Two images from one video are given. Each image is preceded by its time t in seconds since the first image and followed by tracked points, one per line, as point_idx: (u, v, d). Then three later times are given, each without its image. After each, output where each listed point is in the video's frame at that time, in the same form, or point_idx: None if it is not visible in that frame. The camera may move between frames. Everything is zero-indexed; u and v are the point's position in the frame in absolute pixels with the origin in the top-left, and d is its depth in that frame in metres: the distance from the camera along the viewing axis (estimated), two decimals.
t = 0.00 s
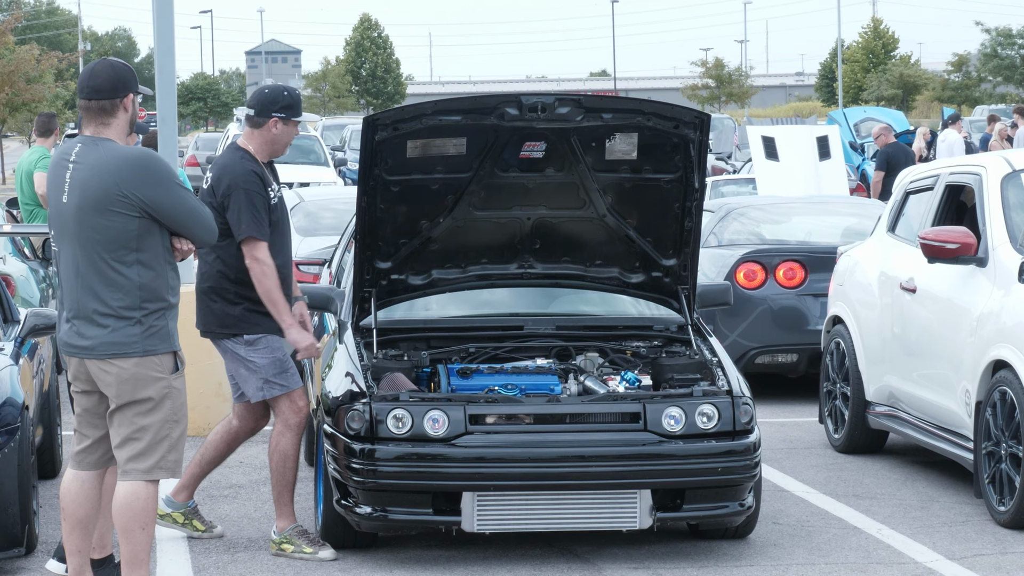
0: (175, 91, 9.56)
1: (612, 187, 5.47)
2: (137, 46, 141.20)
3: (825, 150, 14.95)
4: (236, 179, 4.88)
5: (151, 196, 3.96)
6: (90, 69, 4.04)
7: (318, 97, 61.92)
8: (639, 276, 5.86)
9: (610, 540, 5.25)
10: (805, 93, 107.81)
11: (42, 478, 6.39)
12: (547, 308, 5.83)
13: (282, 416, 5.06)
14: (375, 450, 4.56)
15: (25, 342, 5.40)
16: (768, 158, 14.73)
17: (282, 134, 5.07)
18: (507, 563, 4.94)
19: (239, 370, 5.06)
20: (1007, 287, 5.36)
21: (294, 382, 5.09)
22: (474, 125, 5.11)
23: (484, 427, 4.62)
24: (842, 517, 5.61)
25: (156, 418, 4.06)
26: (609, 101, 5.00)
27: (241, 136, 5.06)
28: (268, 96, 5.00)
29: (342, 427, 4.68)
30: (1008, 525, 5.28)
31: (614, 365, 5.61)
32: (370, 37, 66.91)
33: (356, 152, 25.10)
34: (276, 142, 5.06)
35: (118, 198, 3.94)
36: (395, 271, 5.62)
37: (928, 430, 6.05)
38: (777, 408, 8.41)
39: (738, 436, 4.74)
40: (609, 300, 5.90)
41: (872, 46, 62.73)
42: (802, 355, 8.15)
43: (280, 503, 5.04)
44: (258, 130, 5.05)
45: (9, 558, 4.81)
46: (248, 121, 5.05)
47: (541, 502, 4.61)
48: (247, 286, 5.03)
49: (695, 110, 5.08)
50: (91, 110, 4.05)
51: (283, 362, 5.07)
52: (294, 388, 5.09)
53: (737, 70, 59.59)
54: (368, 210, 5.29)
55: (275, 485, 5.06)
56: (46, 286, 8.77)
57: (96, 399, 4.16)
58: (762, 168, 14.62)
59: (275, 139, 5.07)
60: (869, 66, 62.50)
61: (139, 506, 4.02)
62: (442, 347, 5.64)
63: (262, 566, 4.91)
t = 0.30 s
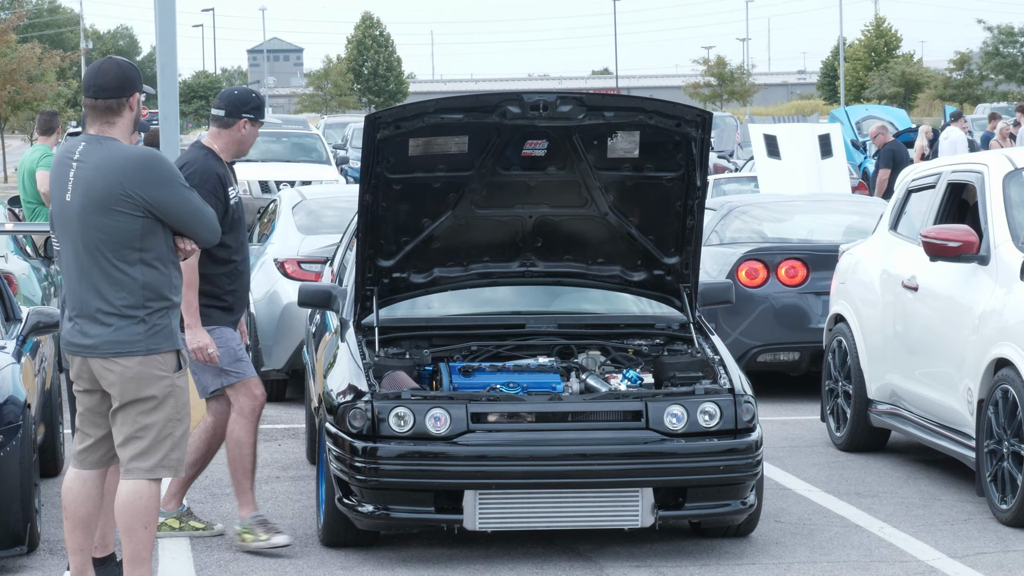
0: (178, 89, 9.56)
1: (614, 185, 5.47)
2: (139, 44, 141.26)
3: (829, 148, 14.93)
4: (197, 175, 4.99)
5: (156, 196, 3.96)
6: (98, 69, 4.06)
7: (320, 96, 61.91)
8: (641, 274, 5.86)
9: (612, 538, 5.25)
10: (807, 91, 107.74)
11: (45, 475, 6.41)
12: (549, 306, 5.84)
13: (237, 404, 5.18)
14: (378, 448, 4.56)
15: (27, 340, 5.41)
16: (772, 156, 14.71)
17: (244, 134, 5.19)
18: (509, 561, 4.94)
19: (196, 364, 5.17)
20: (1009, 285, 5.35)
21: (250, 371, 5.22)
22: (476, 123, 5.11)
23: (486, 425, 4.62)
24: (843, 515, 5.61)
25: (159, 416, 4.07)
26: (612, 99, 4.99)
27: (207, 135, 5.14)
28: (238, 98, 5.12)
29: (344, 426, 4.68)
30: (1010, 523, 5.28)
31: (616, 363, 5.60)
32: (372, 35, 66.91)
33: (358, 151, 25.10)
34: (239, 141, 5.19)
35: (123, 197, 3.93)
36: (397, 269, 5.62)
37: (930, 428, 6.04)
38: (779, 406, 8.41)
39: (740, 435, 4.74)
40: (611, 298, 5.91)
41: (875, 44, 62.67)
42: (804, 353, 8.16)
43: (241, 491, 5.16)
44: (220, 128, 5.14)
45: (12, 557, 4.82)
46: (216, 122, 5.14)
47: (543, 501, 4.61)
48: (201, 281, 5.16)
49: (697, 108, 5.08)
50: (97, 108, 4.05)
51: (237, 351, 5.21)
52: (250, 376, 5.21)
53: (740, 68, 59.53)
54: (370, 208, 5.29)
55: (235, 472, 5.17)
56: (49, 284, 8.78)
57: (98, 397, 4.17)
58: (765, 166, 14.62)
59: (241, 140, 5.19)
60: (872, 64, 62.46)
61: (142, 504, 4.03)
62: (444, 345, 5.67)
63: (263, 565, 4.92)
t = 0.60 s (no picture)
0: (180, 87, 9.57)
1: (615, 183, 5.46)
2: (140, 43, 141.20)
3: (831, 146, 14.92)
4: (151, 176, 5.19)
5: (163, 193, 3.98)
6: (106, 67, 4.07)
7: (322, 94, 61.90)
8: (643, 272, 5.86)
9: (614, 537, 5.25)
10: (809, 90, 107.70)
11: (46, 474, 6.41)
12: (551, 304, 5.84)
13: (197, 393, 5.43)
14: (380, 446, 4.57)
15: (29, 338, 5.41)
16: (773, 155, 14.71)
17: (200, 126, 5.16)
18: (511, 559, 4.95)
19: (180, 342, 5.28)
20: (1011, 283, 5.35)
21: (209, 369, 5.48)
22: (478, 121, 5.10)
23: (487, 423, 4.63)
24: (845, 513, 5.61)
25: (165, 415, 4.06)
26: (613, 98, 4.99)
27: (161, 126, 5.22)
28: (187, 91, 5.03)
29: (346, 424, 4.69)
30: (1012, 521, 5.29)
31: (618, 361, 5.60)
32: (374, 34, 66.91)
33: (360, 149, 25.11)
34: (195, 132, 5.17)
35: (131, 195, 3.96)
36: (398, 267, 5.63)
37: (932, 426, 6.04)
38: (781, 405, 8.41)
39: (742, 433, 4.74)
40: (612, 296, 5.92)
41: (877, 42, 62.64)
42: (806, 351, 8.16)
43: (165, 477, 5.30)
44: (177, 121, 5.17)
45: (14, 555, 4.83)
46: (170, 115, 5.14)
47: (545, 500, 4.60)
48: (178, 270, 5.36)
49: (699, 106, 5.07)
50: (107, 107, 4.08)
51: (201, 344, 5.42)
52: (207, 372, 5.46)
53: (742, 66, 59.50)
54: (372, 207, 5.29)
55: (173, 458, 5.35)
56: (51, 283, 8.78)
57: (102, 396, 4.16)
58: (766, 165, 14.62)
59: (195, 129, 5.19)
60: (873, 62, 62.43)
61: (146, 504, 4.02)
62: (446, 343, 5.68)
63: (265, 563, 4.92)
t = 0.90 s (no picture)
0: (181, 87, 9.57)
1: (617, 182, 5.46)
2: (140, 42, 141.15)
3: (831, 145, 14.90)
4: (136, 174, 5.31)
5: (176, 190, 3.99)
6: (118, 67, 4.10)
7: (323, 93, 61.90)
8: (644, 271, 5.85)
9: (615, 536, 5.25)
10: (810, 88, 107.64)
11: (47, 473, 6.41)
12: (552, 303, 5.84)
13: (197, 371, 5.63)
14: (381, 445, 4.56)
15: (30, 337, 5.41)
16: (773, 153, 14.70)
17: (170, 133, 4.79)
18: (512, 558, 4.94)
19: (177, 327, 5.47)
20: (1012, 282, 5.35)
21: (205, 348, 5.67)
22: (478, 120, 5.10)
23: (488, 422, 4.62)
24: (847, 512, 5.60)
25: (174, 416, 4.02)
26: (614, 96, 4.98)
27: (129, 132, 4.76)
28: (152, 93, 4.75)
29: (347, 423, 4.69)
30: (1013, 520, 5.29)
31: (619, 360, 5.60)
32: (375, 33, 66.88)
33: (362, 148, 25.10)
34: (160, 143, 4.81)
35: (144, 192, 3.96)
36: (398, 266, 5.62)
37: (933, 425, 6.04)
38: (782, 403, 8.41)
39: (743, 431, 4.74)
40: (613, 295, 5.93)
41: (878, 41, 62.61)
42: (807, 350, 8.15)
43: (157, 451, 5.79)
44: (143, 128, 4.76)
45: (15, 555, 4.82)
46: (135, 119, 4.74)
47: (545, 499, 4.60)
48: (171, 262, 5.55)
49: (700, 105, 5.07)
50: (120, 106, 4.11)
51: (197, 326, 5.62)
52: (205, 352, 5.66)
53: (742, 64, 59.45)
54: (373, 205, 5.29)
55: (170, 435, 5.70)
56: (51, 282, 8.77)
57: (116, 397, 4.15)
58: (767, 163, 14.60)
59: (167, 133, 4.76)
60: (875, 61, 62.42)
61: (153, 505, 4.00)
62: (446, 342, 5.67)
63: (266, 562, 4.92)
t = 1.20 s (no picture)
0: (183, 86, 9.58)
1: (618, 180, 5.46)
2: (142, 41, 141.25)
3: (833, 143, 14.88)
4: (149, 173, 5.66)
5: (192, 187, 4.00)
6: (133, 65, 4.12)
7: (324, 91, 61.89)
8: (645, 270, 5.85)
9: (617, 534, 5.25)
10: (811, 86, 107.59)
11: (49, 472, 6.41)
12: (553, 302, 5.85)
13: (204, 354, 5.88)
14: (383, 444, 4.56)
15: (32, 336, 5.42)
16: (775, 152, 14.69)
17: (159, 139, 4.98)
18: (513, 556, 4.94)
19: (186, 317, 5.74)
20: (1014, 280, 5.34)
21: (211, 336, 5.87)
22: (479, 119, 5.09)
23: (490, 421, 4.62)
24: (848, 511, 5.60)
25: (181, 416, 4.03)
26: (615, 95, 4.98)
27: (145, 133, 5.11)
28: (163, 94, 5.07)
29: (348, 421, 4.69)
30: (1015, 518, 5.28)
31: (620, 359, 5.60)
32: (376, 31, 66.85)
33: (364, 147, 25.10)
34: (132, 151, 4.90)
35: (159, 188, 3.97)
36: (400, 265, 5.62)
37: (935, 423, 6.03)
38: (783, 402, 8.41)
39: (745, 430, 4.74)
40: (615, 294, 5.93)
41: (879, 39, 62.56)
42: (809, 349, 8.15)
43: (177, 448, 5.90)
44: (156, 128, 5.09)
45: (16, 553, 4.82)
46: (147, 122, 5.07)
47: (547, 497, 4.60)
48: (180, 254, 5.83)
49: (702, 103, 5.06)
50: (134, 105, 4.12)
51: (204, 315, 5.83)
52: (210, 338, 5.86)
53: (744, 63, 59.40)
54: (375, 204, 5.29)
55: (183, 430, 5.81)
56: (53, 280, 8.78)
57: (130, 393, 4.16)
58: (768, 162, 14.59)
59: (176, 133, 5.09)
60: (876, 60, 62.39)
61: (156, 504, 4.00)
62: (448, 340, 5.67)
63: (269, 560, 4.92)
